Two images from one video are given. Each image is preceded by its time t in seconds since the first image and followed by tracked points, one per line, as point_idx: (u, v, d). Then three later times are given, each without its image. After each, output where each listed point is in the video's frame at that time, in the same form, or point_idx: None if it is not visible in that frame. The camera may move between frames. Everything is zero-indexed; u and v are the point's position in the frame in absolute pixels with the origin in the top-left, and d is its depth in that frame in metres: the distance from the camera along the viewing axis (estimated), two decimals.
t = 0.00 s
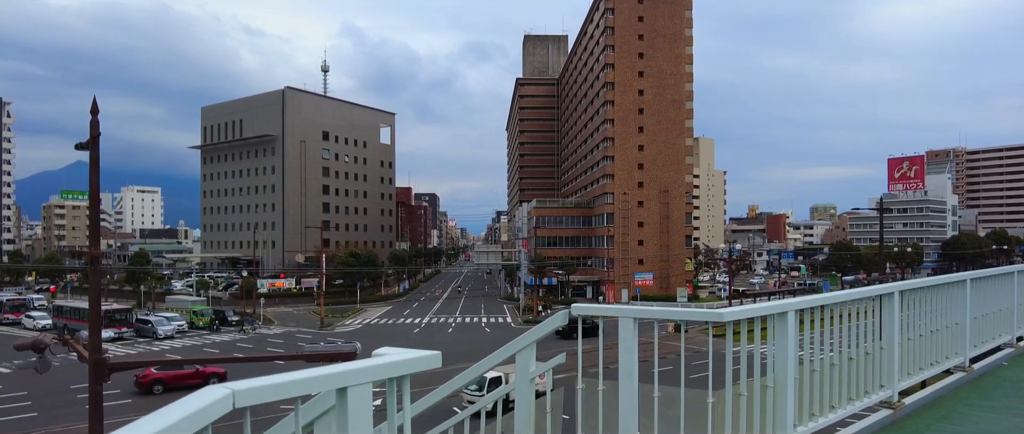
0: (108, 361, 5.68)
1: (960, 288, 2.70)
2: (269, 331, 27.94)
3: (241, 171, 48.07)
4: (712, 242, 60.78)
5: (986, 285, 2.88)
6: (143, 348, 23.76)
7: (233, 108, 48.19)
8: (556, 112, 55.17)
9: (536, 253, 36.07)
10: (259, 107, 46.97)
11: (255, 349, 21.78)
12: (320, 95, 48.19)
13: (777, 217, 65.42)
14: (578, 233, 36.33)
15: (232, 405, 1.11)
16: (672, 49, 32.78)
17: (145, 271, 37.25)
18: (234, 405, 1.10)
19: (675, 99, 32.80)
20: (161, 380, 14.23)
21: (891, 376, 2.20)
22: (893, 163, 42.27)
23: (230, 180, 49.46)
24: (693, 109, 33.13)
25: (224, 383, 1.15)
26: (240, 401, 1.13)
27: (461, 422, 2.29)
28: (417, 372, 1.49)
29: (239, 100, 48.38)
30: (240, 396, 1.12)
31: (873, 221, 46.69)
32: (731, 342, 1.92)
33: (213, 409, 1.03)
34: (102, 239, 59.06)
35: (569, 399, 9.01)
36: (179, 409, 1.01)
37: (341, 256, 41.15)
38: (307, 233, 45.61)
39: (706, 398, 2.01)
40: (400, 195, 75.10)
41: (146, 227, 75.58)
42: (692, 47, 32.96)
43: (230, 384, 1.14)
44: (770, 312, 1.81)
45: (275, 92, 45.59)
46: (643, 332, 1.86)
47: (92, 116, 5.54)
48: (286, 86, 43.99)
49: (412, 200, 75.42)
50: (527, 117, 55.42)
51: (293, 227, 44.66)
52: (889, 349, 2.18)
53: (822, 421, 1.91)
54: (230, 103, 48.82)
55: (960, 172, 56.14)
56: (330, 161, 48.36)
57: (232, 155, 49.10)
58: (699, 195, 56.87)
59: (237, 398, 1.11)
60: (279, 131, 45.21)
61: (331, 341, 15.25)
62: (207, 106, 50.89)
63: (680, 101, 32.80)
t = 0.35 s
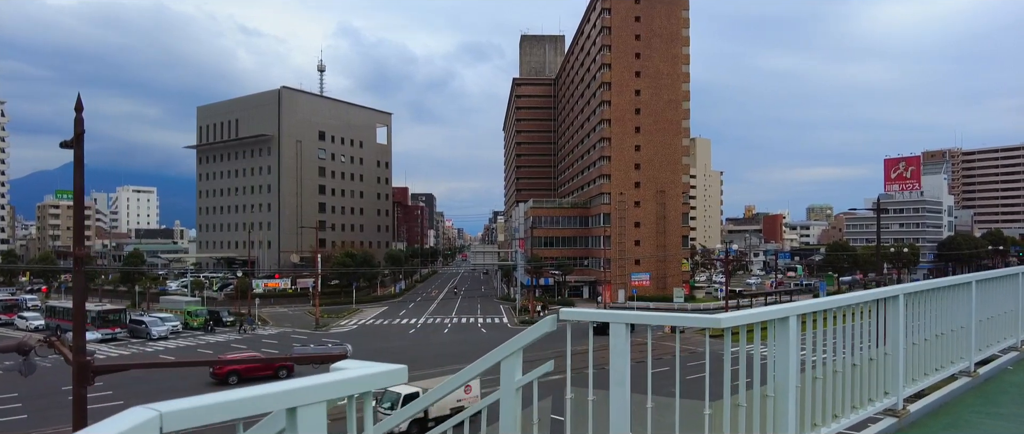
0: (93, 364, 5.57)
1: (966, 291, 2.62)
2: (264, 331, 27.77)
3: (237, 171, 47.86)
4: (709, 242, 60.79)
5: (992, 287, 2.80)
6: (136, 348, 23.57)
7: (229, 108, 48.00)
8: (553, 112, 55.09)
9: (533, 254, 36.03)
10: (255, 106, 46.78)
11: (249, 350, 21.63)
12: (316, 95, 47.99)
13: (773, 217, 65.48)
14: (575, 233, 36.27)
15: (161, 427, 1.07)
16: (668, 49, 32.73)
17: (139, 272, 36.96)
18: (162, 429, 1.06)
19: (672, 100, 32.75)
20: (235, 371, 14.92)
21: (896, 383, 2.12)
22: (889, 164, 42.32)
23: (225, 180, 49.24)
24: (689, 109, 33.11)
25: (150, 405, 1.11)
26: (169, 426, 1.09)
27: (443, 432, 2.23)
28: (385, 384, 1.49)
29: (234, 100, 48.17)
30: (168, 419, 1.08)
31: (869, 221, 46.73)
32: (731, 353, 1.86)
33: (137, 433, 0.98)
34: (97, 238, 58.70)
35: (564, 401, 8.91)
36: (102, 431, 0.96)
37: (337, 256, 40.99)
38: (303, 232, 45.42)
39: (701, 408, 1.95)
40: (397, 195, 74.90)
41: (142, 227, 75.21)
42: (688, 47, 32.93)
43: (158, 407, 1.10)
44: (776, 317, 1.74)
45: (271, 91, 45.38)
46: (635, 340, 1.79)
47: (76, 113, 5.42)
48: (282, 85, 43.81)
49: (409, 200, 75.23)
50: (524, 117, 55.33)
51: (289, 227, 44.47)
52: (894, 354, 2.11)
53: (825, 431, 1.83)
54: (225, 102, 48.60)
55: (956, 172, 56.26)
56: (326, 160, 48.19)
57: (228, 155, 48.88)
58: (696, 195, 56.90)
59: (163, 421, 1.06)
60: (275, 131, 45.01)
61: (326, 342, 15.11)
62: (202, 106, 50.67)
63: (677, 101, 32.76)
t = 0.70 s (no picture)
0: (76, 367, 5.42)
1: (969, 293, 2.52)
2: (259, 333, 27.64)
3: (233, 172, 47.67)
4: (706, 242, 60.81)
5: (994, 288, 2.71)
6: (129, 350, 23.34)
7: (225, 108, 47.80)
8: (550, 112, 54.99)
9: (530, 254, 35.93)
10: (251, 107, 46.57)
11: (243, 351, 21.45)
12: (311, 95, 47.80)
13: (770, 217, 65.48)
14: (572, 233, 36.21)
15: None
16: (664, 50, 32.68)
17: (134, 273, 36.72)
18: None
19: (668, 100, 32.70)
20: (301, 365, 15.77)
21: (896, 393, 2.05)
22: (885, 164, 42.34)
23: (221, 180, 49.03)
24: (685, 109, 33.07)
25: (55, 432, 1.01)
26: None
27: None
28: (329, 411, 1.33)
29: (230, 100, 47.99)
30: None
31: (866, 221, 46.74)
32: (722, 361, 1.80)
33: None
34: (92, 239, 58.34)
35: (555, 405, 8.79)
36: None
37: (333, 257, 40.83)
38: (299, 233, 45.24)
39: (693, 418, 1.90)
40: (394, 196, 74.73)
41: (138, 228, 74.83)
42: (685, 47, 32.87)
43: None
44: (770, 322, 1.68)
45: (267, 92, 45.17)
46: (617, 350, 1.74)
47: (58, 111, 5.27)
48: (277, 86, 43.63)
49: (406, 201, 75.07)
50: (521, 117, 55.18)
51: (285, 228, 44.30)
52: (897, 361, 2.03)
53: None
54: (221, 103, 48.41)
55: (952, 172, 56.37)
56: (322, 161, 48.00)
57: (224, 155, 48.67)
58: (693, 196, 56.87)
59: None
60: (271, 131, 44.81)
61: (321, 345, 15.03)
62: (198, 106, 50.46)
63: (673, 101, 32.71)
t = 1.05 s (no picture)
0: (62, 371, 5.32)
1: (977, 296, 2.43)
2: (256, 334, 27.53)
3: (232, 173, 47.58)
4: (706, 243, 60.75)
5: (1004, 290, 2.62)
6: (126, 352, 23.22)
7: (224, 109, 47.75)
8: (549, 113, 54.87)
9: (529, 255, 35.87)
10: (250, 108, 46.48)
11: (240, 353, 21.31)
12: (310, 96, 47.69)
13: (770, 217, 65.41)
14: (571, 234, 36.14)
15: None
16: (663, 50, 32.58)
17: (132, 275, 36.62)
18: None
19: (667, 100, 32.62)
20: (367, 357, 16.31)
21: (902, 401, 1.98)
22: (885, 164, 42.26)
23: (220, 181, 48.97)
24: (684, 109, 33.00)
25: None
26: None
27: None
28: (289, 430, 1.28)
29: (229, 101, 47.94)
30: None
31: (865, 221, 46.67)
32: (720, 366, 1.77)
33: None
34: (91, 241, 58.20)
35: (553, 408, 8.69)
36: None
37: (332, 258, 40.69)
38: (298, 234, 45.14)
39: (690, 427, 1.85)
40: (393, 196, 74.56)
41: (137, 229, 74.65)
42: (684, 47, 32.78)
43: None
44: (770, 330, 1.61)
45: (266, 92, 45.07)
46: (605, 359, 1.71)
47: (42, 111, 5.17)
48: (276, 86, 43.53)
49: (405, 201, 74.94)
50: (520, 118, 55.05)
51: (283, 229, 44.19)
52: (902, 369, 1.97)
53: None
54: (220, 104, 48.35)
55: (952, 172, 56.30)
56: (321, 162, 47.87)
57: (223, 156, 48.60)
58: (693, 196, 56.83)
59: None
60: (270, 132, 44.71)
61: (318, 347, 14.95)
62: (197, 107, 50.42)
63: (672, 101, 32.61)
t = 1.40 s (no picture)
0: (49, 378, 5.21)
1: (987, 303, 2.34)
2: (255, 337, 27.44)
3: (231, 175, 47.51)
4: (705, 245, 60.68)
5: (1017, 296, 2.52)
6: (123, 355, 23.13)
7: (223, 111, 47.70)
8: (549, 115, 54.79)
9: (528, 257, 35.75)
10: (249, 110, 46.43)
11: (238, 356, 21.20)
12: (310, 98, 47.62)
13: (770, 220, 65.31)
14: (570, 236, 36.08)
15: None
16: (663, 52, 32.51)
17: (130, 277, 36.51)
18: None
19: (667, 102, 32.54)
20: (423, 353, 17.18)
21: (911, 414, 1.90)
22: (885, 166, 42.16)
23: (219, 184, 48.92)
24: (684, 112, 32.93)
25: None
26: None
27: None
28: None
29: (228, 103, 47.89)
30: None
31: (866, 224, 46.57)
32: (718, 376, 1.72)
33: None
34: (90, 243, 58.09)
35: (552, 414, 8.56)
36: None
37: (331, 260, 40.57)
38: (297, 236, 45.04)
39: None
40: (393, 199, 74.43)
41: (136, 231, 74.54)
42: (684, 49, 32.73)
43: None
44: (771, 345, 1.55)
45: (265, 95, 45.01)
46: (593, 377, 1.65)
47: (29, 112, 5.08)
48: (276, 89, 43.47)
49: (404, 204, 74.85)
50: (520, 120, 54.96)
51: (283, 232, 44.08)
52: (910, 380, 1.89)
53: None
54: (220, 106, 48.31)
55: (952, 175, 56.24)
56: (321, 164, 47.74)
57: (222, 158, 48.53)
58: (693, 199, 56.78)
59: None
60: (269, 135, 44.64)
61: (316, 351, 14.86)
62: (197, 109, 50.39)
63: (672, 103, 32.54)
